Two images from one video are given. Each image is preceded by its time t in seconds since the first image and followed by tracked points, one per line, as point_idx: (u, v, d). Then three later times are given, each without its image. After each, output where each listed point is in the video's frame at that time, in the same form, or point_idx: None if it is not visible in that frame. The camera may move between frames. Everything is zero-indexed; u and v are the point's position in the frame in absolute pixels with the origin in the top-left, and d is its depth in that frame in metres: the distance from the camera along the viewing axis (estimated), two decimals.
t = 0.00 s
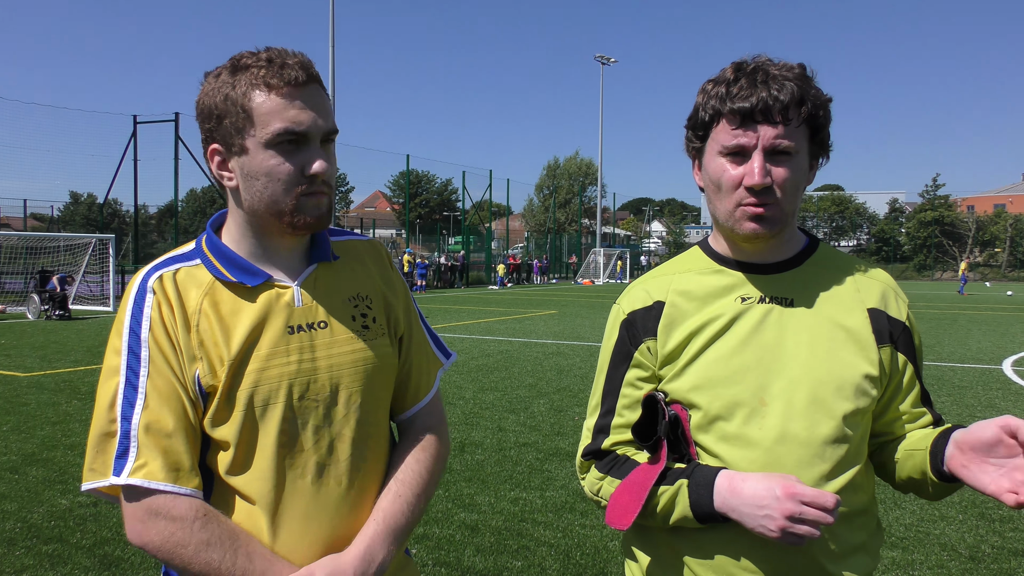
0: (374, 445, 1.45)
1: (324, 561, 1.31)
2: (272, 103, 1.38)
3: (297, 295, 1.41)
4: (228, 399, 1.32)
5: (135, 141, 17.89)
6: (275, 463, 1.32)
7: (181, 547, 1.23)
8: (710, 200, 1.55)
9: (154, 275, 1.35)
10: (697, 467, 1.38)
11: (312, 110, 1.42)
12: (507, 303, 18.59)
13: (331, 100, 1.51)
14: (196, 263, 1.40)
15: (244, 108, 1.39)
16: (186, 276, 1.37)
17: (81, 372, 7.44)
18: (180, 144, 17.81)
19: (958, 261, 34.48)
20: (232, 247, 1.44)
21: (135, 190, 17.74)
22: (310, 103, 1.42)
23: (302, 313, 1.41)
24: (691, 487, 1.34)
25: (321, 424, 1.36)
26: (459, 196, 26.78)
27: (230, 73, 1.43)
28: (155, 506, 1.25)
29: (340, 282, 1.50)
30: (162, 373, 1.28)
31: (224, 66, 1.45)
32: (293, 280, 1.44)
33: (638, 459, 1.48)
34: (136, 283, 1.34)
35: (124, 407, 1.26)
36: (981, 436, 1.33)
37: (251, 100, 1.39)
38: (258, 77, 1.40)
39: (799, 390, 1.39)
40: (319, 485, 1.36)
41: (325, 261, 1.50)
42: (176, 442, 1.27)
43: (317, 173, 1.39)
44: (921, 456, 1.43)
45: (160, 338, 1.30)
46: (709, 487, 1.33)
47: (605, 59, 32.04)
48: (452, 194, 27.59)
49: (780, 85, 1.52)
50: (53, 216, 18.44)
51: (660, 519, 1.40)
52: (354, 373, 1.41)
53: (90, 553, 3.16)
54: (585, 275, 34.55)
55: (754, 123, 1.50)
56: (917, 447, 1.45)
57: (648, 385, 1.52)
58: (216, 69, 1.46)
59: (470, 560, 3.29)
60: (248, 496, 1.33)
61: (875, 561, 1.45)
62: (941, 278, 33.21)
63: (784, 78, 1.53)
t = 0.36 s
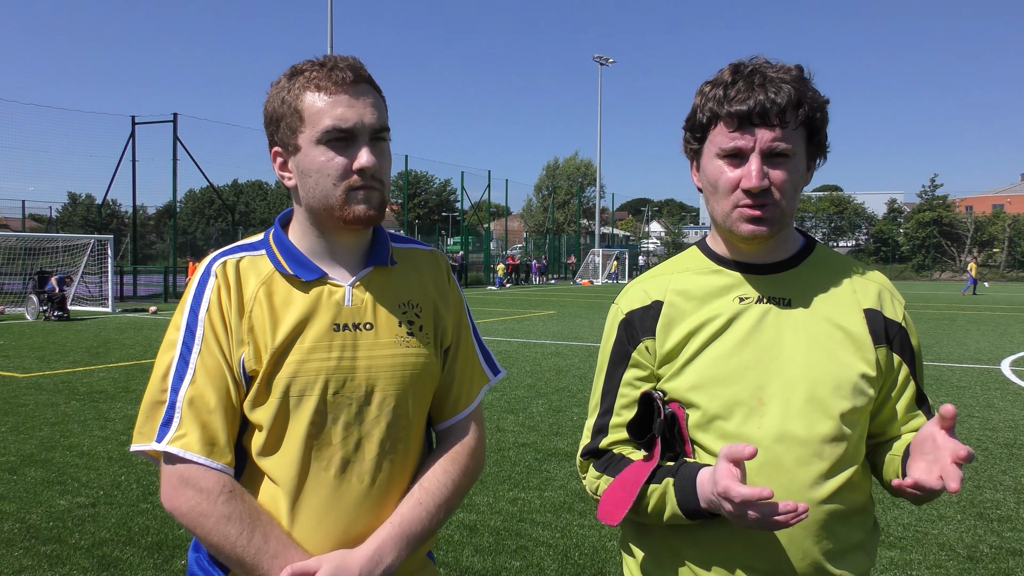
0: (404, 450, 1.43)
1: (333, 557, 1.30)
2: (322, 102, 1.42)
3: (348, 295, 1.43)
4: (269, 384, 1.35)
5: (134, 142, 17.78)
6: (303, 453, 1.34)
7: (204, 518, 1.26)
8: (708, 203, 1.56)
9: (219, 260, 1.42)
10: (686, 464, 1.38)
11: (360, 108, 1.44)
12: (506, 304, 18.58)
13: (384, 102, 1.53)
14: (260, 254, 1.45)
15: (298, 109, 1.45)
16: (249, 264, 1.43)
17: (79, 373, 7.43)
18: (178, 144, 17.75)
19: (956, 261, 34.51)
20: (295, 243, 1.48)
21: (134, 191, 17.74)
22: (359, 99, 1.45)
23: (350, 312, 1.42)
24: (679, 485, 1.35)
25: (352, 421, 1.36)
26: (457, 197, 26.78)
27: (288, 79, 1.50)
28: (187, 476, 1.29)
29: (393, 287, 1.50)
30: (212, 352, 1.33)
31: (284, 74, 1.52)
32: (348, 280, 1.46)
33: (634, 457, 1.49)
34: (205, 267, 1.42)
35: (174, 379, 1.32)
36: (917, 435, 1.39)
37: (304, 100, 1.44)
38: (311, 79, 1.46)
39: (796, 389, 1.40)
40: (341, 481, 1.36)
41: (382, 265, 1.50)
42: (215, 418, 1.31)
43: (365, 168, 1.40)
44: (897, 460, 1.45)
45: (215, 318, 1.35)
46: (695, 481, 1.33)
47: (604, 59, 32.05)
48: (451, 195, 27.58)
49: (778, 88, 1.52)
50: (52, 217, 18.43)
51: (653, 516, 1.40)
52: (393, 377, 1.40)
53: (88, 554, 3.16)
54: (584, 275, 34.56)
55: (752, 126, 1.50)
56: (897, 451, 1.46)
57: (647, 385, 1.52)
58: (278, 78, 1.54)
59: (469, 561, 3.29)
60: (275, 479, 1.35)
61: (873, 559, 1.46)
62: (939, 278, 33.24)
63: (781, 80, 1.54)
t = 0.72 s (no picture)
0: (408, 455, 1.43)
1: (333, 554, 1.30)
2: (348, 110, 1.43)
3: (365, 298, 1.44)
4: (282, 379, 1.35)
5: (134, 143, 17.54)
6: (309, 449, 1.34)
7: (210, 506, 1.27)
8: (709, 204, 1.56)
9: (242, 254, 1.44)
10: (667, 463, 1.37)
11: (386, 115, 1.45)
12: (506, 304, 18.57)
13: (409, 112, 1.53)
14: (281, 251, 1.47)
15: (325, 116, 1.45)
16: (271, 261, 1.44)
17: (79, 373, 7.43)
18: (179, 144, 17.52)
19: (957, 263, 34.48)
20: (318, 244, 1.49)
21: (135, 191, 17.75)
22: (386, 107, 1.45)
23: (366, 315, 1.42)
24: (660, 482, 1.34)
25: (359, 422, 1.36)
26: (458, 198, 26.80)
27: (317, 87, 1.51)
28: (195, 463, 1.29)
29: (407, 294, 1.50)
30: (229, 344, 1.34)
31: (312, 82, 1.53)
32: (367, 283, 1.47)
33: (625, 455, 1.48)
34: (228, 260, 1.43)
35: (190, 367, 1.33)
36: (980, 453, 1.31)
37: (331, 108, 1.45)
38: (339, 88, 1.47)
39: (795, 390, 1.40)
40: (344, 481, 1.36)
41: (400, 273, 1.51)
42: (227, 409, 1.32)
43: (389, 175, 1.40)
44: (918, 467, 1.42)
45: (235, 311, 1.37)
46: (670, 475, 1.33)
47: (605, 60, 32.03)
48: (451, 195, 27.57)
49: (779, 90, 1.52)
50: (53, 218, 18.44)
51: (637, 514, 1.41)
52: (403, 382, 1.40)
53: (88, 554, 3.16)
54: (585, 276, 34.56)
55: (752, 128, 1.50)
56: (914, 457, 1.44)
57: (645, 383, 1.52)
58: (307, 87, 1.55)
59: (469, 561, 3.29)
60: (279, 473, 1.35)
61: (870, 560, 1.46)
62: (940, 280, 33.23)
63: (782, 83, 1.54)
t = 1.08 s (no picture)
0: (386, 450, 1.45)
1: (320, 553, 1.30)
2: (316, 106, 1.43)
3: (333, 295, 1.44)
4: (254, 380, 1.34)
5: (134, 142, 17.77)
6: (287, 449, 1.33)
7: (189, 515, 1.25)
8: (711, 206, 1.56)
9: (205, 256, 1.42)
10: (692, 470, 1.38)
11: (358, 113, 1.46)
12: (505, 305, 18.57)
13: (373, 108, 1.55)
14: (244, 252, 1.45)
15: (291, 111, 1.45)
16: (235, 261, 1.43)
17: (78, 374, 7.41)
18: (178, 144, 17.66)
19: (955, 265, 34.50)
20: (280, 240, 1.48)
21: (134, 191, 17.73)
22: (353, 105, 1.46)
23: (335, 312, 1.43)
24: (685, 489, 1.35)
25: (337, 419, 1.37)
26: (457, 198, 26.79)
27: (281, 82, 1.50)
28: (171, 472, 1.27)
29: (376, 289, 1.51)
30: (198, 347, 1.32)
31: (276, 77, 1.52)
32: (334, 280, 1.47)
33: (636, 461, 1.48)
34: (190, 263, 1.41)
35: (157, 374, 1.31)
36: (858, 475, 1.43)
37: (298, 104, 1.45)
38: (305, 83, 1.46)
39: (796, 392, 1.40)
40: (326, 479, 1.36)
41: (367, 268, 1.52)
42: (200, 413, 1.30)
43: (357, 173, 1.42)
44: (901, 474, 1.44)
45: (201, 314, 1.35)
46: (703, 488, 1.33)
47: (604, 62, 32.11)
48: (450, 196, 27.58)
49: (781, 92, 1.53)
50: (52, 217, 18.41)
51: (657, 520, 1.40)
52: (376, 377, 1.41)
53: (86, 554, 3.15)
54: (584, 277, 34.56)
55: (754, 129, 1.50)
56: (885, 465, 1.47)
57: (648, 386, 1.52)
58: (270, 81, 1.54)
59: (467, 562, 3.29)
60: (256, 477, 1.34)
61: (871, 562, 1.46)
62: (938, 282, 33.26)
63: (784, 84, 1.54)
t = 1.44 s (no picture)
0: (354, 449, 1.46)
1: (292, 559, 1.32)
2: (274, 101, 1.43)
3: (293, 294, 1.44)
4: (215, 388, 1.34)
5: (130, 139, 17.70)
6: (253, 455, 1.34)
7: (154, 530, 1.24)
8: (708, 208, 1.56)
9: (155, 262, 1.39)
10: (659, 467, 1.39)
11: (316, 108, 1.47)
12: (501, 305, 18.57)
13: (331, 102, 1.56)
14: (198, 253, 1.43)
15: (247, 105, 1.44)
16: (188, 265, 1.41)
17: (73, 371, 7.38)
18: (175, 141, 17.62)
19: (950, 267, 34.63)
20: (233, 239, 1.47)
21: (129, 188, 17.68)
22: (311, 101, 1.47)
23: (296, 312, 1.43)
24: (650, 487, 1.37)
25: (303, 422, 1.38)
26: (454, 197, 26.77)
27: (234, 75, 1.49)
28: (133, 487, 1.26)
29: (338, 284, 1.52)
30: (154, 357, 1.31)
31: (229, 68, 1.50)
32: (292, 278, 1.47)
33: (620, 458, 1.49)
34: (141, 268, 1.39)
35: (113, 386, 1.29)
36: (974, 465, 1.33)
37: (256, 98, 1.44)
38: (262, 76, 1.45)
39: (791, 393, 1.41)
40: (295, 483, 1.37)
41: (326, 263, 1.52)
42: (159, 425, 1.29)
43: (316, 169, 1.43)
44: (910, 475, 1.44)
45: (155, 323, 1.33)
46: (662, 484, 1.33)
47: (601, 62, 32.15)
48: (447, 195, 27.56)
49: (777, 94, 1.53)
50: (46, 214, 18.34)
51: (628, 515, 1.43)
52: (340, 377, 1.42)
53: (81, 552, 3.14)
54: (580, 277, 34.59)
55: (751, 131, 1.51)
56: (907, 464, 1.46)
57: (642, 387, 1.53)
58: (222, 73, 1.52)
59: (462, 562, 3.29)
60: (223, 485, 1.35)
61: (864, 563, 1.47)
62: (933, 284, 33.40)
63: (781, 87, 1.55)
